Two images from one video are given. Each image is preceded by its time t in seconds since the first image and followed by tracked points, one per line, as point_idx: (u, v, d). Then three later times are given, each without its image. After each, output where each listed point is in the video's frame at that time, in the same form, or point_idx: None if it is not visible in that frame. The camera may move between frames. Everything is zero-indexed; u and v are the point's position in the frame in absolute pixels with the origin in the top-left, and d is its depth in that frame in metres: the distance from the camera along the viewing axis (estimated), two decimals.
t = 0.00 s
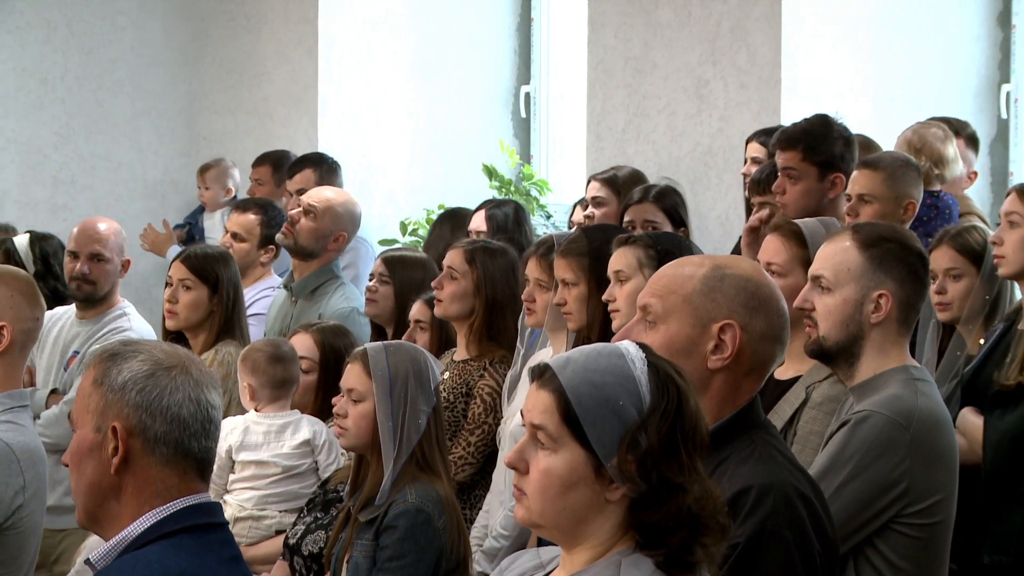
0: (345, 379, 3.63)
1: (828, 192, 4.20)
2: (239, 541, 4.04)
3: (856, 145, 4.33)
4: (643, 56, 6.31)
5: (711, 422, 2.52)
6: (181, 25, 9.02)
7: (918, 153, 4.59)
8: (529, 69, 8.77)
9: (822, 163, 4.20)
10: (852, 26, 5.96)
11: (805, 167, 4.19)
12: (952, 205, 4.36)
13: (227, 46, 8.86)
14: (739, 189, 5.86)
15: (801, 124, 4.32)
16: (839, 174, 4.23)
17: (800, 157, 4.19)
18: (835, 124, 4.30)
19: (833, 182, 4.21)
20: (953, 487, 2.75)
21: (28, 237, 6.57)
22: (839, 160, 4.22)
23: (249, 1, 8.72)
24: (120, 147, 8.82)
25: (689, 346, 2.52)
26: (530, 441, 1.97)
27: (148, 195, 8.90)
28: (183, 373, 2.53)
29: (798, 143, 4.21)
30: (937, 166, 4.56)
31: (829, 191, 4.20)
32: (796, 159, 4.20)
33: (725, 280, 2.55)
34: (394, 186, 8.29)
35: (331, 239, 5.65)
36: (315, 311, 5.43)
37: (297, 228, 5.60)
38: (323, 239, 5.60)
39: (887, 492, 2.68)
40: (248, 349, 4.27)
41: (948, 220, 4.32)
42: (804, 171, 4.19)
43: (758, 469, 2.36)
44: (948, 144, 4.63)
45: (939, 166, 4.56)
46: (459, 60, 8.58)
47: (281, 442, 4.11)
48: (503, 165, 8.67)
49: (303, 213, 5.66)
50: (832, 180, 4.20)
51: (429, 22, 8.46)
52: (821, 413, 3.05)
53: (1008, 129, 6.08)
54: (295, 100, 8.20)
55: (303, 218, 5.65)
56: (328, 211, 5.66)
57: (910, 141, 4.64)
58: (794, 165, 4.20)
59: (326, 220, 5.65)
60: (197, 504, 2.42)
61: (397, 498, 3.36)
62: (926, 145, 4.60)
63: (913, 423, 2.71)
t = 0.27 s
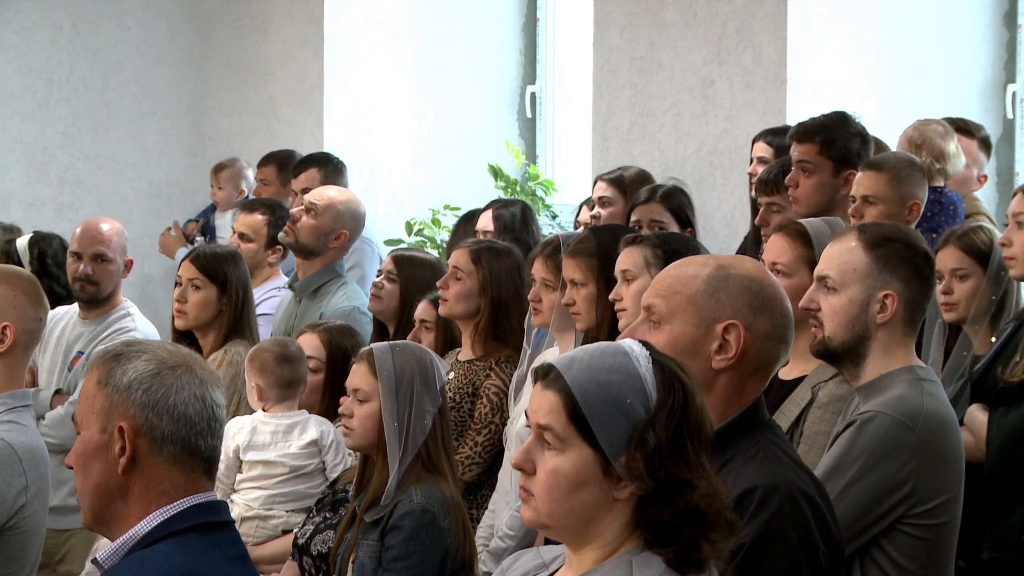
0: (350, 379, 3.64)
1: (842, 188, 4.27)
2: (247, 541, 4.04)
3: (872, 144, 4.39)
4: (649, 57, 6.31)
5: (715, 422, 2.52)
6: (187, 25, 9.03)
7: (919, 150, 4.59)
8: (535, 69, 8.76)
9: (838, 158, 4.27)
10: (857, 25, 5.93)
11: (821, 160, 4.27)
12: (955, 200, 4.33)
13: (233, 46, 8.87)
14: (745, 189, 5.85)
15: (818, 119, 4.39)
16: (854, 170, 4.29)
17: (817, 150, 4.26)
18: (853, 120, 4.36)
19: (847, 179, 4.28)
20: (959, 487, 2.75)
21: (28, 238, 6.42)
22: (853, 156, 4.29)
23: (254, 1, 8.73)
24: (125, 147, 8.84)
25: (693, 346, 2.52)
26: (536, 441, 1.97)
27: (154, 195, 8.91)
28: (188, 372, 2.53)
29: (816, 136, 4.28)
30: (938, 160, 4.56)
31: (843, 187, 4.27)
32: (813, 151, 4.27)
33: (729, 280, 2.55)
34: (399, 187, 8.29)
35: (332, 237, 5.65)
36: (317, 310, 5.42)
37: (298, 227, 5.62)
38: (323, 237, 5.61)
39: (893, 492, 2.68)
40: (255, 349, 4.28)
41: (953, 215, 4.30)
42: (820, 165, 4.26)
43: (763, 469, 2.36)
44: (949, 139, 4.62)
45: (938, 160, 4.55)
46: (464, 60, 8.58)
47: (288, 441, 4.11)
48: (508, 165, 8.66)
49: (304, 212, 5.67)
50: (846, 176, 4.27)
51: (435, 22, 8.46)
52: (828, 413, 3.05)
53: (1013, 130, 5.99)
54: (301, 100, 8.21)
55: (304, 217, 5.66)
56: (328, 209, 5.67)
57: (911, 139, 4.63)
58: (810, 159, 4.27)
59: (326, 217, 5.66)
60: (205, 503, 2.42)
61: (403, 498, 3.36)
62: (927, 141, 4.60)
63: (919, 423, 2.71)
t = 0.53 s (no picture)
0: (358, 380, 3.64)
1: (852, 186, 4.26)
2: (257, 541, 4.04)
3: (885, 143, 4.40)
4: (655, 57, 6.31)
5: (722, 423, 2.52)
6: (195, 26, 9.06)
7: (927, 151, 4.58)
8: (542, 69, 8.76)
9: (851, 155, 4.28)
10: (865, 26, 5.93)
11: (832, 158, 4.26)
12: (962, 200, 4.33)
13: (240, 46, 8.89)
14: (752, 189, 5.85)
15: (831, 117, 4.39)
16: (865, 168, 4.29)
17: (829, 148, 4.26)
18: (866, 119, 4.36)
19: (858, 178, 4.27)
20: (966, 487, 2.75)
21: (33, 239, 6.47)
22: (864, 154, 4.29)
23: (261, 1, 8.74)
24: (133, 147, 8.86)
25: (700, 346, 2.52)
26: (547, 443, 1.96)
27: (161, 195, 8.93)
28: (212, 375, 2.54)
29: (828, 133, 4.29)
30: (945, 158, 4.54)
31: (855, 185, 4.27)
32: (825, 149, 4.27)
33: (736, 280, 2.55)
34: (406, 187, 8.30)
35: (337, 237, 5.65)
36: (323, 312, 5.43)
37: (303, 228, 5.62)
38: (327, 238, 5.60)
39: (901, 492, 2.67)
40: (266, 348, 4.28)
41: (960, 216, 4.30)
42: (832, 163, 4.26)
43: (769, 470, 2.36)
44: (957, 138, 4.61)
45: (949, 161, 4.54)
46: (471, 60, 8.59)
47: (298, 442, 4.12)
48: (515, 165, 8.66)
49: (308, 212, 5.67)
50: (858, 175, 4.27)
51: (441, 22, 8.47)
52: (833, 414, 3.04)
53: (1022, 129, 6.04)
54: (307, 100, 8.23)
55: (308, 218, 5.66)
56: (331, 208, 5.67)
57: (919, 138, 4.64)
58: (822, 156, 4.27)
59: (330, 217, 5.66)
60: (223, 505, 2.43)
61: (411, 499, 3.37)
62: (933, 140, 4.59)
63: (926, 424, 2.70)
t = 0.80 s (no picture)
0: (367, 379, 3.64)
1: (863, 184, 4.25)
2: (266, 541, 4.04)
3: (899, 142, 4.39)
4: (664, 57, 6.30)
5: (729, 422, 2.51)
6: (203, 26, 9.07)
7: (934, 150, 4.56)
8: (550, 69, 8.76)
9: (864, 154, 4.27)
10: (873, 25, 5.88)
11: (845, 156, 4.26)
12: (971, 200, 4.32)
13: (249, 46, 8.91)
14: (760, 189, 5.83)
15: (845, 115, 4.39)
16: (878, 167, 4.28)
17: (841, 145, 4.27)
18: (880, 118, 4.36)
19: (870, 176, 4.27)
20: (975, 488, 2.74)
21: (38, 239, 6.47)
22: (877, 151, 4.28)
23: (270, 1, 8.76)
24: (141, 147, 8.87)
25: (707, 346, 2.51)
26: (556, 441, 1.95)
27: (170, 195, 8.95)
28: (233, 376, 2.55)
29: (842, 131, 4.29)
30: (951, 159, 4.54)
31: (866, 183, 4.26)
32: (838, 146, 4.27)
33: (743, 280, 2.54)
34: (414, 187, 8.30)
35: (346, 239, 5.64)
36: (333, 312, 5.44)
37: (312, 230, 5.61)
38: (337, 239, 5.61)
39: (909, 493, 2.66)
40: (279, 348, 4.28)
41: (968, 216, 4.28)
42: (843, 161, 4.25)
43: (776, 470, 2.35)
44: (963, 138, 4.60)
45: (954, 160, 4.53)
46: (479, 60, 8.59)
47: (308, 442, 4.12)
48: (523, 165, 8.66)
49: (318, 214, 5.66)
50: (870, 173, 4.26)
51: (449, 22, 8.47)
52: (841, 415, 3.03)
53: None
54: (315, 101, 8.24)
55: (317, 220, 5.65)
56: (341, 210, 5.66)
57: (925, 138, 4.61)
58: (835, 154, 4.27)
59: (339, 218, 5.65)
60: (236, 505, 2.43)
61: (419, 499, 3.37)
62: (940, 140, 4.58)
63: (934, 425, 2.69)
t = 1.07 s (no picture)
0: (376, 379, 3.63)
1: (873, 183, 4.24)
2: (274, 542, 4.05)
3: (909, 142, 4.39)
4: (671, 57, 6.29)
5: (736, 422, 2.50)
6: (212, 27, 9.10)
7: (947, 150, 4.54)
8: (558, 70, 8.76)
9: (874, 152, 4.27)
10: (880, 26, 5.87)
11: (855, 154, 4.25)
12: (980, 202, 4.31)
13: (258, 47, 8.93)
14: (768, 189, 5.82)
15: (857, 114, 4.39)
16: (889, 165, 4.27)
17: (852, 143, 4.26)
18: (891, 118, 4.35)
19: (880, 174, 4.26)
20: (984, 488, 2.72)
21: (42, 239, 6.48)
22: (886, 149, 4.28)
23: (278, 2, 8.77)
24: (150, 147, 8.88)
25: (714, 346, 2.50)
26: (563, 441, 1.95)
27: (178, 196, 8.96)
28: (231, 374, 2.54)
29: (853, 129, 4.28)
30: (963, 161, 4.50)
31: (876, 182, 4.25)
32: (849, 145, 4.26)
33: (749, 280, 2.53)
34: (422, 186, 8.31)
35: (354, 240, 5.64)
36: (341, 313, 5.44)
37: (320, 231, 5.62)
38: (345, 240, 5.61)
39: (919, 493, 2.65)
40: (288, 348, 4.28)
41: (977, 217, 4.27)
42: (854, 159, 4.25)
43: (784, 470, 2.34)
44: (973, 140, 4.58)
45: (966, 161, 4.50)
46: (487, 60, 8.60)
47: (316, 443, 4.12)
48: (531, 165, 8.65)
49: (325, 215, 5.67)
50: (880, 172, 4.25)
51: (457, 22, 8.48)
52: (850, 414, 3.02)
53: None
54: (323, 101, 8.25)
55: (325, 221, 5.66)
56: (349, 211, 5.66)
57: (936, 138, 4.60)
58: (845, 152, 4.26)
59: (348, 219, 5.65)
60: (238, 504, 2.43)
61: (427, 499, 3.36)
62: (952, 141, 4.56)
63: (944, 425, 2.68)
